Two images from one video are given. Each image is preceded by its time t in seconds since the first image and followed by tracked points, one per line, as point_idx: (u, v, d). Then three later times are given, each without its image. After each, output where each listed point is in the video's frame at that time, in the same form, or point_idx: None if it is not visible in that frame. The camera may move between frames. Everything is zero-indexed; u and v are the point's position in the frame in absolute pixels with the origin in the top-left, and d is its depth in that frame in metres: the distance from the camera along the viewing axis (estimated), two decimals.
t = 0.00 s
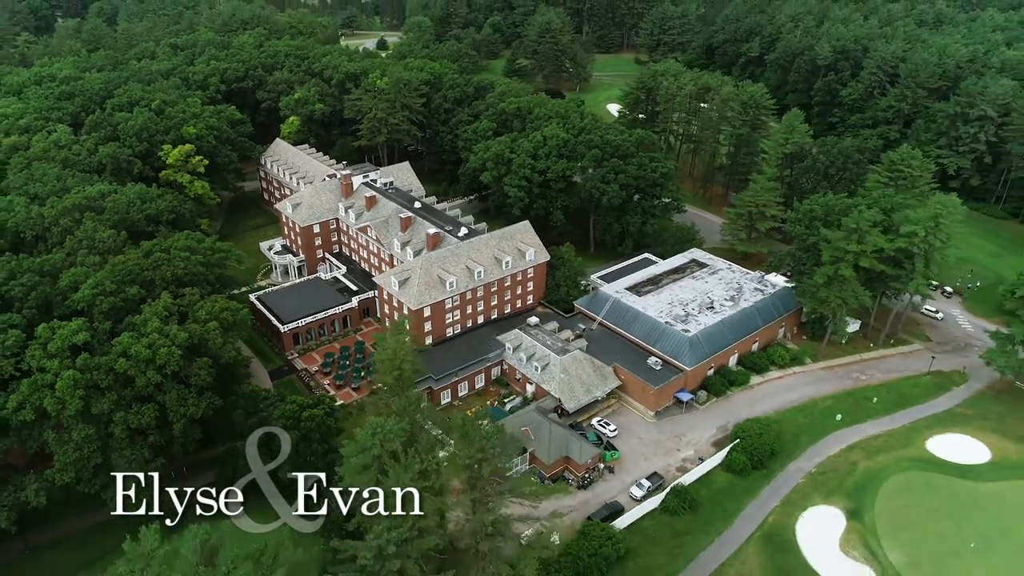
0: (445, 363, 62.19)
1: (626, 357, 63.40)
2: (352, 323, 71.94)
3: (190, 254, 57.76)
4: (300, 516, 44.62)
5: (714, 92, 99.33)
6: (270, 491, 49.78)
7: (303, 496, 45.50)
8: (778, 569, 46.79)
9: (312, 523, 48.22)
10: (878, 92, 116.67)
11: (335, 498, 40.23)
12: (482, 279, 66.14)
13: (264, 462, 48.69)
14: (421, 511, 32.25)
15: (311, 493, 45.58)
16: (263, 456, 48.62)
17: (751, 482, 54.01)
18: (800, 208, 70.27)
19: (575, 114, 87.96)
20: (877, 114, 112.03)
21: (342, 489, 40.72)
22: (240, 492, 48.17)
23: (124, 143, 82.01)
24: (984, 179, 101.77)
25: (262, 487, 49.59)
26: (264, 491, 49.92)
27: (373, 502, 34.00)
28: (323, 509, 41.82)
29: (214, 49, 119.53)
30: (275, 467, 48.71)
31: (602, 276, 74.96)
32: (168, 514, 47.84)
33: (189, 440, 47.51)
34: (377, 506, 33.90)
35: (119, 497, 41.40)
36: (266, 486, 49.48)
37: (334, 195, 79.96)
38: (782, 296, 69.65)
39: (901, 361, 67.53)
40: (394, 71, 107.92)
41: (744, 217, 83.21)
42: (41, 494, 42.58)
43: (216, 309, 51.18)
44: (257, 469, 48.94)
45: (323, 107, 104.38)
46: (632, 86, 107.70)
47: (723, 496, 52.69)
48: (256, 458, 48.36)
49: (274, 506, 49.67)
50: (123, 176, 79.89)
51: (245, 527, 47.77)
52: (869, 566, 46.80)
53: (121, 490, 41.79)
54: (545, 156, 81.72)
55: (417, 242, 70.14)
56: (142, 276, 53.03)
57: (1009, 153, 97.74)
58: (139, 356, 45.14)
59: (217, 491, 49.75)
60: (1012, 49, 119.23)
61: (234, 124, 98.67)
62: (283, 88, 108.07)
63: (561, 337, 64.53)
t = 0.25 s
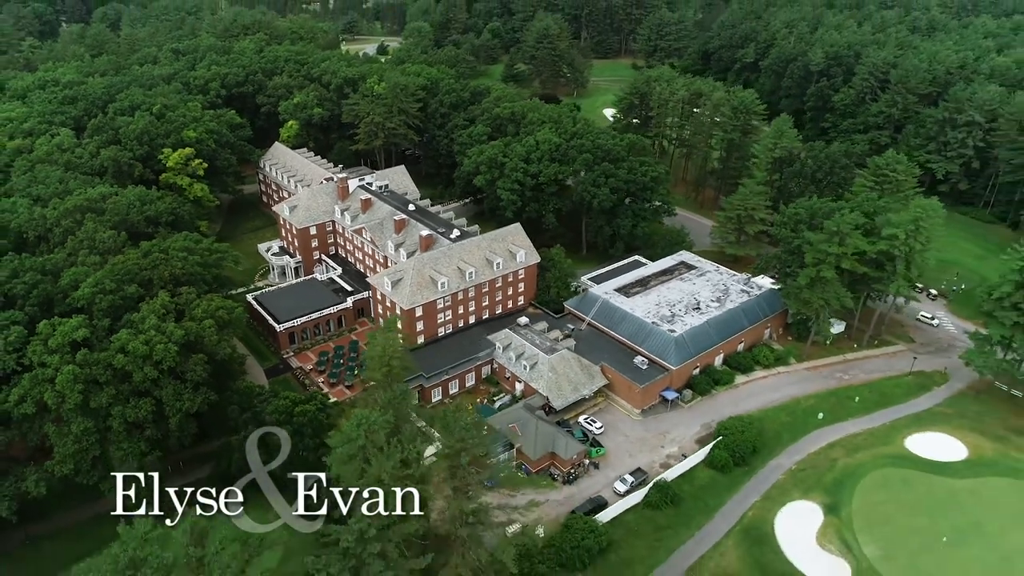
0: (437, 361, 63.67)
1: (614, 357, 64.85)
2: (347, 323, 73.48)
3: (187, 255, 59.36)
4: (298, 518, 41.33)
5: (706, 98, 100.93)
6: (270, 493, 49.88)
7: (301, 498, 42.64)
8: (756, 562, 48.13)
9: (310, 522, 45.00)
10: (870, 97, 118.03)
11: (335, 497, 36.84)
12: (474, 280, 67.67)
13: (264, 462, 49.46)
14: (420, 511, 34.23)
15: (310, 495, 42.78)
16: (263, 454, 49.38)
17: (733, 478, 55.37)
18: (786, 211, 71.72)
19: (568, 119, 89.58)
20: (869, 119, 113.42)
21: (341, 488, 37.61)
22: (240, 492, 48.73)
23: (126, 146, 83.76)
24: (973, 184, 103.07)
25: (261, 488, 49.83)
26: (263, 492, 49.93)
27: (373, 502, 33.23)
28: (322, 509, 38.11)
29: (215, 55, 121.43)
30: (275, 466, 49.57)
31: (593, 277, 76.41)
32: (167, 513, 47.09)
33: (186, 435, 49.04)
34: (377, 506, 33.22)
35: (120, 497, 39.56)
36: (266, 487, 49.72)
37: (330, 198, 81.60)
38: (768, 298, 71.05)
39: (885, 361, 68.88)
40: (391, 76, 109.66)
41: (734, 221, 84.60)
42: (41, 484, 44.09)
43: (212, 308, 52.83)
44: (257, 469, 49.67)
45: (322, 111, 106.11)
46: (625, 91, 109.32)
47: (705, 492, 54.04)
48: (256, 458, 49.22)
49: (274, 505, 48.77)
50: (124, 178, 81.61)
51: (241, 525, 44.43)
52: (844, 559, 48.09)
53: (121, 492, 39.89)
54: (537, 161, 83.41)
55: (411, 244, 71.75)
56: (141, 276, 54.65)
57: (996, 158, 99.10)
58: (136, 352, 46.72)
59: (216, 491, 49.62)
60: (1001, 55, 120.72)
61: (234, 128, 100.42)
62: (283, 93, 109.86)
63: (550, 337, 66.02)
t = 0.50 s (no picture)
0: (428, 360, 65.20)
1: (601, 356, 66.27)
2: (342, 322, 74.99)
3: (185, 255, 60.99)
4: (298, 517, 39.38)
5: (697, 103, 102.53)
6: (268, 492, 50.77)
7: (304, 497, 39.21)
8: (734, 554, 49.48)
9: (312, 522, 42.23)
10: (862, 102, 119.44)
11: (334, 498, 34.77)
12: (465, 281, 69.20)
13: (263, 462, 51.19)
14: (419, 511, 35.90)
15: (312, 495, 39.49)
16: (262, 454, 51.13)
17: (715, 474, 56.73)
18: (772, 215, 73.20)
19: (561, 124, 91.17)
20: (860, 124, 114.88)
21: (340, 488, 35.05)
22: (240, 492, 50.22)
23: (127, 150, 85.55)
24: (961, 188, 104.39)
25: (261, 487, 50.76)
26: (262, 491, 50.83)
27: (373, 502, 34.59)
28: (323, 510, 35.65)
29: (216, 60, 123.33)
30: (274, 466, 51.24)
31: (583, 279, 77.94)
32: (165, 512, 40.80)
33: (181, 429, 50.57)
34: (377, 506, 34.55)
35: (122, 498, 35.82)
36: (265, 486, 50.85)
37: (327, 201, 83.24)
38: (754, 299, 72.50)
39: (868, 361, 70.29)
40: (389, 81, 111.42)
41: (723, 224, 86.05)
42: (41, 476, 45.58)
43: (208, 307, 54.41)
44: (256, 469, 51.36)
45: (320, 115, 107.87)
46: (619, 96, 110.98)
47: (687, 487, 55.42)
48: (256, 459, 51.03)
49: (274, 502, 49.39)
50: (124, 181, 83.36)
51: (242, 526, 45.13)
52: (821, 551, 49.39)
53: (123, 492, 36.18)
54: (530, 164, 85.03)
55: (404, 245, 73.33)
56: (140, 275, 56.32)
57: (984, 163, 100.51)
58: (134, 348, 48.31)
59: (216, 491, 50.73)
60: (991, 61, 122.16)
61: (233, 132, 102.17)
62: (282, 97, 111.66)
63: (540, 336, 67.53)
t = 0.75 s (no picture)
0: (421, 359, 66.76)
1: (590, 355, 67.75)
2: (337, 322, 76.55)
3: (183, 255, 62.68)
4: (297, 517, 35.98)
5: (689, 109, 104.24)
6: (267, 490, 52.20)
7: (301, 496, 36.75)
8: (715, 547, 50.82)
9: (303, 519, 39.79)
10: (854, 107, 120.92)
11: (334, 497, 34.90)
12: (457, 282, 70.73)
13: (264, 462, 52.78)
14: (419, 511, 36.81)
15: (310, 494, 37.21)
16: (263, 454, 52.62)
17: (699, 470, 58.08)
18: (759, 218, 74.73)
19: (554, 128, 92.81)
20: (851, 129, 116.43)
21: (341, 487, 35.10)
22: (240, 491, 51.64)
23: (128, 153, 87.36)
24: (950, 193, 105.84)
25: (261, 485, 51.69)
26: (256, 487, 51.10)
27: (373, 502, 36.11)
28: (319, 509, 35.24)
29: (217, 65, 125.32)
30: (275, 466, 52.82)
31: (574, 280, 79.45)
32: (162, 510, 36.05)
33: (178, 424, 52.07)
34: (376, 506, 36.20)
35: (118, 498, 33.45)
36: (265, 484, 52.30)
37: (323, 204, 84.88)
38: (740, 300, 73.95)
39: (852, 362, 71.72)
40: (386, 86, 113.30)
41: (713, 227, 87.55)
42: (41, 467, 47.18)
43: (205, 305, 56.05)
44: (257, 468, 52.97)
45: (318, 119, 109.71)
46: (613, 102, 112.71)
47: (671, 482, 56.79)
48: (256, 458, 52.67)
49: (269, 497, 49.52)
50: (125, 184, 85.13)
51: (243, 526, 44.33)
52: (799, 544, 50.82)
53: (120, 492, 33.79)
54: (523, 168, 86.72)
55: (398, 247, 74.93)
56: (139, 274, 58.03)
57: (972, 167, 102.00)
58: (132, 345, 49.93)
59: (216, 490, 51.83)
60: (981, 68, 123.74)
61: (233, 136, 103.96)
62: (281, 102, 113.50)
63: (530, 336, 69.02)
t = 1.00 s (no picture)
0: (413, 360, 68.31)
1: (578, 356, 69.20)
2: (332, 324, 78.08)
3: (181, 258, 64.34)
4: (297, 516, 36.70)
5: (681, 115, 105.92)
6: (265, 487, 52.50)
7: (302, 495, 37.03)
8: (696, 543, 52.12)
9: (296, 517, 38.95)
10: (846, 114, 122.46)
11: (334, 498, 36.71)
12: (449, 285, 72.28)
13: (263, 462, 54.03)
14: (419, 511, 38.28)
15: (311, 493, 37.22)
16: (263, 453, 54.01)
17: (683, 468, 59.41)
18: (745, 223, 76.24)
19: (547, 135, 94.53)
20: (843, 135, 118.00)
21: (341, 488, 37.06)
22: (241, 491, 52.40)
23: (129, 158, 89.20)
24: (938, 199, 107.30)
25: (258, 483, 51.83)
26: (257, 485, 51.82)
27: (373, 502, 37.63)
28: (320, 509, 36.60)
29: (218, 71, 127.33)
30: (274, 466, 53.87)
31: (565, 283, 80.96)
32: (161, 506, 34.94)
33: (174, 422, 53.56)
34: (376, 506, 37.72)
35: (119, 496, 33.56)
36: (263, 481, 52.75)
37: (320, 208, 86.58)
38: (727, 303, 75.40)
39: (836, 363, 73.12)
40: (384, 93, 115.13)
41: (702, 231, 89.05)
42: (41, 462, 48.69)
43: (201, 306, 57.66)
44: (256, 469, 54.02)
45: (317, 125, 111.55)
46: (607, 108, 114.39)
47: (655, 480, 58.12)
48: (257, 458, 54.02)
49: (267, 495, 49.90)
50: (126, 188, 86.88)
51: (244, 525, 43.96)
52: (777, 540, 52.15)
53: (121, 490, 33.91)
54: (515, 174, 88.39)
55: (392, 251, 76.54)
56: (138, 276, 59.71)
57: (959, 174, 103.47)
58: (130, 344, 51.53)
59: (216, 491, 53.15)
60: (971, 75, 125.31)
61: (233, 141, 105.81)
62: (280, 108, 115.39)
63: (520, 338, 70.52)
